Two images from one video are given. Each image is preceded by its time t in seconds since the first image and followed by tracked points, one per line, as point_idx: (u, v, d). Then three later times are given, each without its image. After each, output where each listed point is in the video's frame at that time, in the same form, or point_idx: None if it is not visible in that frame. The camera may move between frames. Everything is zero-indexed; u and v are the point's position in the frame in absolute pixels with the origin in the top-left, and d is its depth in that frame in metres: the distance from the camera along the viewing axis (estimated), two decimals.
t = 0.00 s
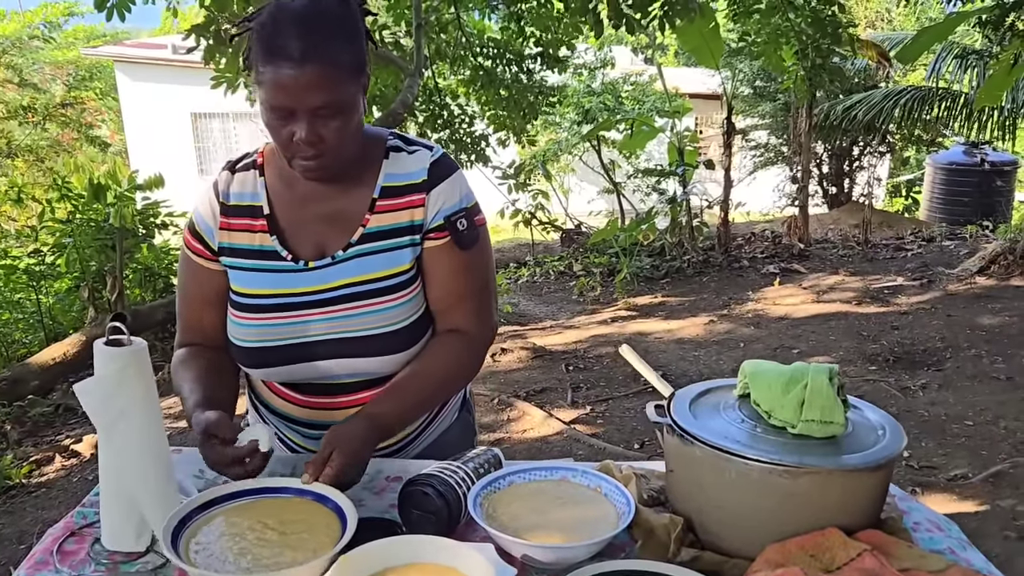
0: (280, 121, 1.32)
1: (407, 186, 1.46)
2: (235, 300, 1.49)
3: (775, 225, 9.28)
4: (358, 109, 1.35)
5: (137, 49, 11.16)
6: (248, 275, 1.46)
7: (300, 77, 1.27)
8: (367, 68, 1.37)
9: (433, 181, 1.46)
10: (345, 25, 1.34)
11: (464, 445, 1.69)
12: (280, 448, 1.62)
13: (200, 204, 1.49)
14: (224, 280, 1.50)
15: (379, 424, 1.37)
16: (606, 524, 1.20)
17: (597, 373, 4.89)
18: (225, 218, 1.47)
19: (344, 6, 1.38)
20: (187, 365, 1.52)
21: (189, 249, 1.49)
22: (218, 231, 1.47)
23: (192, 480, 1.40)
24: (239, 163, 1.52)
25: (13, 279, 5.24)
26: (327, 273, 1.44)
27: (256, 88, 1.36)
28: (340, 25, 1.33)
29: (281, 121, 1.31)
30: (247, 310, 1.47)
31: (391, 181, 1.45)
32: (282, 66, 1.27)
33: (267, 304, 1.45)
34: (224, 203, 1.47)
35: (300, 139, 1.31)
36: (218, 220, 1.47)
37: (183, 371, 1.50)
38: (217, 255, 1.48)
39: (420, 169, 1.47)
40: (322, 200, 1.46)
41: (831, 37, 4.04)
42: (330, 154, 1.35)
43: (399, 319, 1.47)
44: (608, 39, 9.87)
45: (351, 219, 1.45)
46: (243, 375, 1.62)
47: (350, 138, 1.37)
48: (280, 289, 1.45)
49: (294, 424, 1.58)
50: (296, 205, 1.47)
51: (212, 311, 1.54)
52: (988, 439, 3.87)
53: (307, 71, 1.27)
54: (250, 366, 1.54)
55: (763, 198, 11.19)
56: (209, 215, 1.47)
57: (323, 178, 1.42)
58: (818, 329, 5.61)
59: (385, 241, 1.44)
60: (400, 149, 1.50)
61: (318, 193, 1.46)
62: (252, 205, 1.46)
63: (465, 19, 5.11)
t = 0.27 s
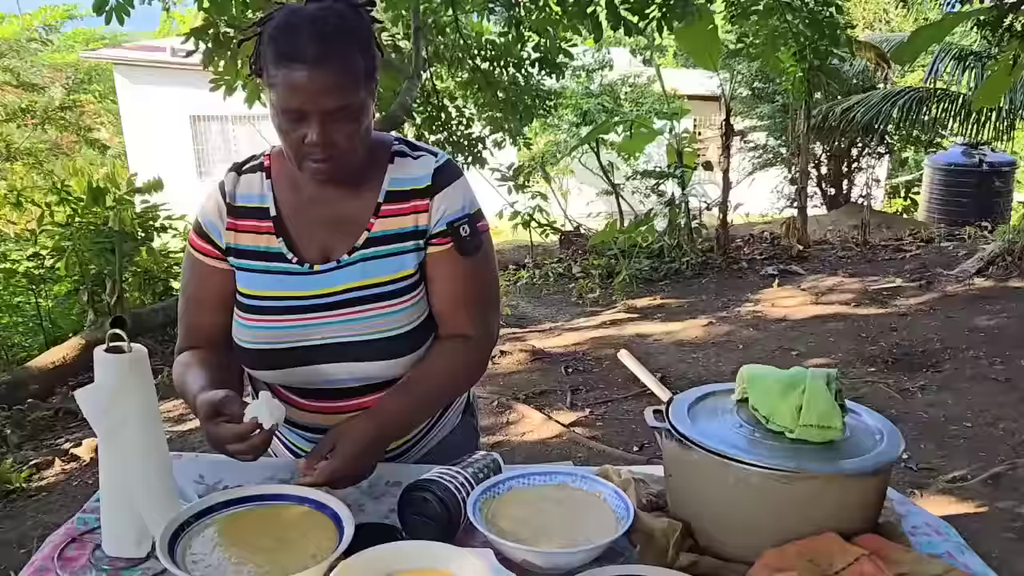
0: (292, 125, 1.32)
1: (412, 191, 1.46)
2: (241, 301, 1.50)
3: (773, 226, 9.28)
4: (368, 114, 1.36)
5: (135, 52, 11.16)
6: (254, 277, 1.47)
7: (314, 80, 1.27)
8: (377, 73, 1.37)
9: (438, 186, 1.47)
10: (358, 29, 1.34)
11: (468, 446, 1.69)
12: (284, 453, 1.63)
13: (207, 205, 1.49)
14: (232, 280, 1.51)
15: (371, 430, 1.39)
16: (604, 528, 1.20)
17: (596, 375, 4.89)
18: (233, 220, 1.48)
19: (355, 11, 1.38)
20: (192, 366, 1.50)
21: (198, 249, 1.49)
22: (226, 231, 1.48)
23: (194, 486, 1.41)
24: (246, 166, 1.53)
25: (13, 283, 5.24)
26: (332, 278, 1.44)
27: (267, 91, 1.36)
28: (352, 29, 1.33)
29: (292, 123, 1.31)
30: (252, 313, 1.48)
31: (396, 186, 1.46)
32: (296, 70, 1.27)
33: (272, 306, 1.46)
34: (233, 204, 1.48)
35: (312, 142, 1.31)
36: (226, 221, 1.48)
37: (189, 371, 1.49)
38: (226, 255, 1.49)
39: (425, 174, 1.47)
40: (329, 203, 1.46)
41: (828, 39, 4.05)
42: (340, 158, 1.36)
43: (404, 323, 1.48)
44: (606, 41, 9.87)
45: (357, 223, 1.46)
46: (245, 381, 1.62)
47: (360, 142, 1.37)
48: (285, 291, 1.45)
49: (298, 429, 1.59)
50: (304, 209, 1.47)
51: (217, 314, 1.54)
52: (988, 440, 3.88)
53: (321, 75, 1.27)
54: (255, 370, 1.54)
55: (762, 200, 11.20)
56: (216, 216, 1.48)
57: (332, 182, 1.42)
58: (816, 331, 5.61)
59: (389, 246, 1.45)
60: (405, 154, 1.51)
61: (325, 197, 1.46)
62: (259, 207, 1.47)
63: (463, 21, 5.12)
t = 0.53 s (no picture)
0: (297, 130, 1.32)
1: (418, 197, 1.47)
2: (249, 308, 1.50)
3: (773, 227, 9.29)
4: (373, 119, 1.36)
5: (135, 54, 11.17)
6: (260, 284, 1.47)
7: (318, 86, 1.27)
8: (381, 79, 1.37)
9: (444, 192, 1.48)
10: (361, 36, 1.35)
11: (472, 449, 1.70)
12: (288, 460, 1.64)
13: (213, 211, 1.49)
14: (240, 287, 1.50)
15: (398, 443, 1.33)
16: (603, 535, 1.21)
17: (596, 377, 4.90)
18: (240, 228, 1.48)
19: (357, 19, 1.39)
20: (208, 376, 1.49)
21: (205, 257, 1.48)
22: (233, 239, 1.48)
23: (193, 493, 1.41)
24: (251, 173, 1.53)
25: (13, 286, 5.25)
26: (340, 285, 1.45)
27: (271, 98, 1.36)
28: (355, 35, 1.34)
29: (297, 129, 1.31)
30: (259, 319, 1.48)
31: (402, 192, 1.47)
32: (300, 76, 1.27)
33: (278, 313, 1.46)
34: (239, 211, 1.48)
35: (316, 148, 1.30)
36: (232, 228, 1.47)
37: (203, 380, 1.48)
38: (233, 263, 1.49)
39: (430, 180, 1.48)
40: (335, 210, 1.46)
41: (826, 40, 4.04)
42: (345, 163, 1.36)
43: (412, 329, 1.49)
44: (605, 43, 9.87)
45: (363, 230, 1.46)
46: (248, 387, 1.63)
47: (364, 148, 1.37)
48: (292, 297, 1.45)
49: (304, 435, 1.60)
50: (310, 216, 1.47)
51: (224, 320, 1.53)
52: (986, 441, 3.88)
53: (325, 81, 1.27)
54: (261, 377, 1.55)
55: (761, 200, 11.21)
56: (223, 223, 1.47)
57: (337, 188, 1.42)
58: (816, 332, 5.62)
59: (396, 252, 1.46)
60: (411, 160, 1.51)
61: (330, 204, 1.46)
62: (266, 214, 1.47)
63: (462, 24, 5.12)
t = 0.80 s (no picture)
0: (306, 125, 1.31)
1: (426, 196, 1.47)
2: (259, 305, 1.49)
3: (771, 228, 9.30)
4: (382, 114, 1.35)
5: (134, 55, 11.16)
6: (269, 281, 1.46)
7: (327, 79, 1.27)
8: (390, 74, 1.37)
9: (452, 191, 1.48)
10: (370, 30, 1.34)
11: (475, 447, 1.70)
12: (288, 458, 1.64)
13: (222, 206, 1.48)
14: (251, 282, 1.49)
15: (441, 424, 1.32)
16: (602, 532, 1.20)
17: (595, 377, 4.90)
18: (249, 224, 1.47)
19: (367, 14, 1.39)
20: (228, 376, 1.46)
21: (216, 252, 1.46)
22: (243, 235, 1.46)
23: (191, 491, 1.41)
24: (261, 169, 1.53)
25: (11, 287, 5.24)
26: (350, 284, 1.45)
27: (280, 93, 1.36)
28: (364, 29, 1.33)
29: (306, 123, 1.30)
30: (267, 317, 1.48)
31: (411, 192, 1.47)
32: (309, 69, 1.27)
33: (288, 311, 1.45)
34: (249, 208, 1.48)
35: (325, 142, 1.30)
36: (242, 224, 1.46)
37: (221, 381, 1.45)
38: (244, 259, 1.47)
39: (439, 179, 1.49)
40: (344, 208, 1.46)
41: (825, 41, 4.03)
42: (354, 158, 1.35)
43: (419, 330, 1.49)
44: (604, 43, 9.87)
45: (372, 228, 1.46)
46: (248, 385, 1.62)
47: (373, 143, 1.37)
48: (300, 295, 1.45)
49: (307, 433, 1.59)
50: (320, 215, 1.47)
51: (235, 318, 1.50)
52: (986, 441, 3.88)
53: (334, 74, 1.27)
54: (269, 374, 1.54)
55: (760, 201, 11.21)
56: (234, 219, 1.46)
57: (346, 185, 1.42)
58: (814, 332, 5.62)
59: (404, 252, 1.46)
60: (421, 160, 1.51)
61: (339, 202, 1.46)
62: (276, 211, 1.47)
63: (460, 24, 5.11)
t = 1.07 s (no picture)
0: (323, 123, 1.31)
1: (442, 195, 1.48)
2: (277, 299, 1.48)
3: (771, 228, 9.30)
4: (399, 113, 1.36)
5: (134, 55, 11.17)
6: (286, 277, 1.45)
7: (345, 78, 1.27)
8: (406, 73, 1.38)
9: (467, 190, 1.49)
10: (387, 29, 1.35)
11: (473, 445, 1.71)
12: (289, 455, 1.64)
13: (235, 201, 1.46)
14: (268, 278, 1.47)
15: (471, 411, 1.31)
16: (602, 529, 1.21)
17: (595, 377, 4.90)
18: (266, 219, 1.45)
19: (383, 15, 1.39)
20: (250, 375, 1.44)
21: (230, 248, 1.44)
22: (260, 230, 1.45)
23: (192, 488, 1.41)
24: (274, 165, 1.51)
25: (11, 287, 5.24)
26: (370, 282, 1.45)
27: (297, 91, 1.35)
28: (380, 29, 1.34)
29: (323, 122, 1.31)
30: (283, 312, 1.47)
31: (426, 191, 1.48)
32: (327, 67, 1.28)
33: (309, 308, 1.45)
34: (265, 204, 1.46)
35: (342, 140, 1.30)
36: (259, 219, 1.45)
37: (243, 380, 1.43)
38: (262, 254, 1.46)
39: (454, 179, 1.49)
40: (360, 207, 1.46)
41: (825, 41, 4.03)
42: (371, 156, 1.35)
43: (437, 330, 1.50)
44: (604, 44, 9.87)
45: (389, 227, 1.46)
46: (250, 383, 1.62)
47: (390, 142, 1.37)
48: (319, 292, 1.45)
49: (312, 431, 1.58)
50: (336, 213, 1.47)
51: (250, 315, 1.48)
52: (985, 440, 3.89)
53: (352, 72, 1.27)
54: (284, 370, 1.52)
55: (760, 201, 11.22)
56: (249, 214, 1.44)
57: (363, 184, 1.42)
58: (814, 332, 5.62)
59: (422, 251, 1.47)
60: (435, 160, 1.52)
61: (355, 201, 1.46)
62: (292, 207, 1.46)
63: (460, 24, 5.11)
